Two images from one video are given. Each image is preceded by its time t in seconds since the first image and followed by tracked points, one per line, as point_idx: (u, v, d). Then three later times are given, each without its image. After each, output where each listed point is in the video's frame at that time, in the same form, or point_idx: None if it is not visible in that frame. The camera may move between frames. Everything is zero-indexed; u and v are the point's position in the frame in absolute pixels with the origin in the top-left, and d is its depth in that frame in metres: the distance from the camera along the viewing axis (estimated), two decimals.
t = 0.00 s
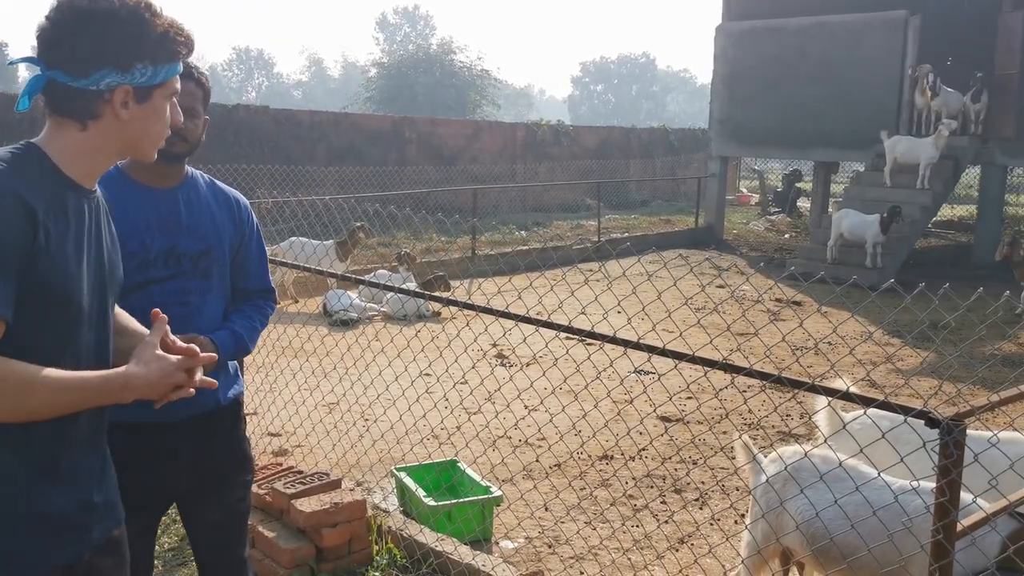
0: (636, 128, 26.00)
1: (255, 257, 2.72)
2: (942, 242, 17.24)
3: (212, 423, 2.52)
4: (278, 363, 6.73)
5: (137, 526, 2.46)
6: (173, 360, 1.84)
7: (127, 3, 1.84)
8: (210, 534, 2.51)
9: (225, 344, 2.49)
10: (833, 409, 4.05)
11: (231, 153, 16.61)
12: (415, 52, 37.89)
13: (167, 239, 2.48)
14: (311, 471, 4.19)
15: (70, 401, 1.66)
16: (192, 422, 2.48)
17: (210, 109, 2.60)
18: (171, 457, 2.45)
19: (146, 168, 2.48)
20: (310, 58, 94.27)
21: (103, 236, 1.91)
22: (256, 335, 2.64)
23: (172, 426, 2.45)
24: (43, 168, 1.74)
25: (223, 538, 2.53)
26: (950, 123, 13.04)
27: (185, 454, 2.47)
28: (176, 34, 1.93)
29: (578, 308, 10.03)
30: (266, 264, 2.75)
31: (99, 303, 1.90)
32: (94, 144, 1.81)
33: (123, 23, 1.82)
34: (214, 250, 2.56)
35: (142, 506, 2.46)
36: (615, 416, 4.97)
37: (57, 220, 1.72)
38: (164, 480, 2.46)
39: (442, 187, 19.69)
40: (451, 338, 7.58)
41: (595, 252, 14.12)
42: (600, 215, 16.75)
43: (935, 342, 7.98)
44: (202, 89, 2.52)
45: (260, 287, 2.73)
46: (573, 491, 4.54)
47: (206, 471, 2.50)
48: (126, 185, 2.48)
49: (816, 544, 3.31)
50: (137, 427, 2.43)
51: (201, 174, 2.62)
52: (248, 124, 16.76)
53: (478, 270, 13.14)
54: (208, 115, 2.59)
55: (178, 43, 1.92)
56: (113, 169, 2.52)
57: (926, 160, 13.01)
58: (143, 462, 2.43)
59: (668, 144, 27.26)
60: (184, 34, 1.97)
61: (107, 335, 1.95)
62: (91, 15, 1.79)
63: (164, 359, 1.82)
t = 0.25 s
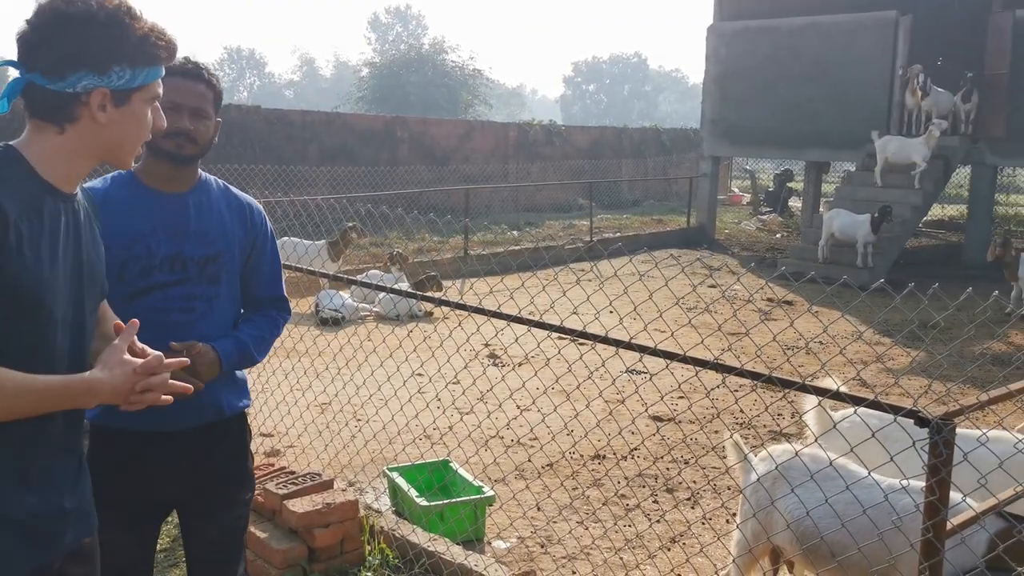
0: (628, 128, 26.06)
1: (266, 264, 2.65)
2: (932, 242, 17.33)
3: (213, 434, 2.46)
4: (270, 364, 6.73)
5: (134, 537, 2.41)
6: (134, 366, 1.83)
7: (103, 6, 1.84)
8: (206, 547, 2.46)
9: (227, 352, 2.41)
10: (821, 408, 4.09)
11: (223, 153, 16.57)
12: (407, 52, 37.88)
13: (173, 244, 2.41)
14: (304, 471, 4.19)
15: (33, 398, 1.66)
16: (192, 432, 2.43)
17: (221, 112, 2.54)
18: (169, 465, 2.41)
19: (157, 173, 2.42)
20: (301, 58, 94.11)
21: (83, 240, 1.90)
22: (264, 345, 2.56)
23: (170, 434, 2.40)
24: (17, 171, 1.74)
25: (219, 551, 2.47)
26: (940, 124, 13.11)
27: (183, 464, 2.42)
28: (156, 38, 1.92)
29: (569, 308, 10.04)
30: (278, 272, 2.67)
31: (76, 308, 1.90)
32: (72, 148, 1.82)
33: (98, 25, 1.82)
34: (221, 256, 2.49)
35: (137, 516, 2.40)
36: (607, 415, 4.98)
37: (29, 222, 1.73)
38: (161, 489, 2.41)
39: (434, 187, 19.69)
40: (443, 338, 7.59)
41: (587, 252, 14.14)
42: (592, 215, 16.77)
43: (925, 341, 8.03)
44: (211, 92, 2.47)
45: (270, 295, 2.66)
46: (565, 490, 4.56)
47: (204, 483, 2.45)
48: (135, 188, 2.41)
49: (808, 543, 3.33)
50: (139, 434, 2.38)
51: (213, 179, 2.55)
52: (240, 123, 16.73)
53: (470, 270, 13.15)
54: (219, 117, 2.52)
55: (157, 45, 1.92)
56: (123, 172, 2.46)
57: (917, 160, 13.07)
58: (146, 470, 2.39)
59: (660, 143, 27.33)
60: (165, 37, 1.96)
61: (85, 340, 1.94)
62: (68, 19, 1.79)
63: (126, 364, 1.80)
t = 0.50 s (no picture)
0: (620, 127, 26.12)
1: (288, 263, 2.47)
2: (923, 241, 17.41)
3: (229, 438, 2.32)
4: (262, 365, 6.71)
5: (149, 544, 2.27)
6: (65, 371, 1.80)
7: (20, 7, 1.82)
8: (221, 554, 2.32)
9: (242, 352, 2.25)
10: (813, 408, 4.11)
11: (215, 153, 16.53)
12: (399, 51, 37.84)
13: (190, 241, 2.25)
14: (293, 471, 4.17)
15: None
16: (206, 436, 2.29)
17: (237, 103, 2.39)
18: (180, 469, 2.27)
19: (175, 167, 2.28)
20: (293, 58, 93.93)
21: (21, 238, 1.92)
22: (285, 348, 2.39)
23: (182, 437, 2.27)
24: None
25: (234, 556, 2.33)
26: (932, 124, 13.16)
27: (196, 468, 2.28)
28: (80, 35, 1.91)
29: (561, 308, 10.04)
30: (301, 273, 2.50)
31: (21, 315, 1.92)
32: None
33: (14, 26, 1.80)
34: (239, 254, 2.32)
35: (149, 523, 2.26)
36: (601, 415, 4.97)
37: None
38: (173, 495, 2.27)
39: (426, 186, 19.68)
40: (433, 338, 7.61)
41: (579, 252, 14.15)
42: (584, 215, 16.80)
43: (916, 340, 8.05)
44: (227, 83, 2.34)
45: (292, 296, 2.48)
46: (558, 490, 4.56)
47: (220, 487, 2.31)
48: (154, 183, 2.27)
49: (798, 540, 3.35)
50: (155, 436, 2.25)
51: (233, 176, 2.40)
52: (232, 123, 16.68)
53: (462, 270, 13.15)
54: (234, 109, 2.39)
55: (80, 44, 1.90)
56: (143, 169, 2.32)
57: (908, 160, 13.12)
58: (163, 472, 2.26)
59: (652, 143, 27.40)
60: (93, 33, 1.95)
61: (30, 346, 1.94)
62: None
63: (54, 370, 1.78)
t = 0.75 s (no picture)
0: (614, 127, 26.13)
1: (301, 261, 2.44)
2: (917, 241, 17.47)
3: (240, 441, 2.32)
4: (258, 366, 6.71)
5: (155, 552, 2.27)
6: (15, 363, 1.92)
7: None
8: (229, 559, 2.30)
9: (253, 348, 2.23)
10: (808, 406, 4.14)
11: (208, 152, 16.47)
12: (393, 50, 37.77)
13: (198, 239, 2.25)
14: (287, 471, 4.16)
15: None
16: (216, 439, 2.29)
17: (241, 99, 2.38)
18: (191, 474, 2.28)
19: (182, 166, 2.29)
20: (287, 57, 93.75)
21: None
22: (298, 346, 2.36)
23: (190, 439, 2.27)
24: None
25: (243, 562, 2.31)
26: (926, 124, 13.19)
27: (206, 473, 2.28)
28: (31, 30, 1.95)
29: (556, 307, 10.04)
30: (315, 270, 2.47)
31: None
32: None
33: None
34: (247, 251, 2.31)
35: (162, 527, 2.28)
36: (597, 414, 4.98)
37: None
38: (184, 499, 2.28)
39: (421, 186, 19.66)
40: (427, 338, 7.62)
41: (573, 252, 14.15)
42: (579, 215, 16.80)
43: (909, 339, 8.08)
44: (229, 80, 2.33)
45: (306, 293, 2.45)
46: (553, 489, 4.57)
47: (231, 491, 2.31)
48: (163, 183, 2.29)
49: (791, 539, 3.36)
50: (164, 437, 2.26)
51: (243, 173, 2.39)
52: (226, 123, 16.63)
53: (457, 269, 13.14)
54: (238, 105, 2.37)
55: (30, 40, 1.95)
56: (153, 170, 2.33)
57: (902, 160, 13.16)
58: (173, 476, 2.27)
59: (646, 142, 27.42)
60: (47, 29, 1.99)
61: None
62: None
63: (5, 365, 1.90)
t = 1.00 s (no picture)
0: (609, 126, 26.16)
1: (310, 263, 2.40)
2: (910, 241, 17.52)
3: (244, 445, 2.30)
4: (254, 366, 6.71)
5: (157, 555, 2.27)
6: (7, 350, 1.97)
7: None
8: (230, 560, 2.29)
9: (255, 349, 2.21)
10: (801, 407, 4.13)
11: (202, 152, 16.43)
12: (388, 50, 37.74)
13: (201, 239, 2.24)
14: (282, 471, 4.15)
15: None
16: (221, 442, 2.27)
17: (244, 99, 2.38)
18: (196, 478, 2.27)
19: (187, 167, 2.29)
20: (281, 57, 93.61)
21: None
22: (304, 347, 2.32)
23: (196, 442, 2.26)
24: None
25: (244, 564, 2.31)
26: (920, 124, 13.23)
27: (207, 476, 2.27)
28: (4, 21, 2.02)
29: (550, 307, 10.05)
30: (324, 271, 2.42)
31: None
32: None
33: None
34: (252, 251, 2.28)
35: (164, 529, 2.27)
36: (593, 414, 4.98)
37: None
38: (188, 504, 2.27)
39: (416, 185, 19.65)
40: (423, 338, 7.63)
41: (568, 251, 14.16)
42: (574, 214, 16.81)
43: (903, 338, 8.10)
44: (230, 78, 2.33)
45: (314, 295, 2.40)
46: (549, 488, 4.58)
47: (237, 494, 2.30)
48: (170, 185, 2.29)
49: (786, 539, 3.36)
50: (167, 440, 2.26)
51: (250, 174, 2.37)
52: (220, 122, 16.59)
53: (451, 268, 13.14)
54: (241, 105, 2.37)
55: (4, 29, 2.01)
56: (162, 173, 2.34)
57: (896, 160, 13.19)
58: (175, 479, 2.26)
59: (641, 142, 27.44)
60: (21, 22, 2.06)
61: None
62: None
63: None
